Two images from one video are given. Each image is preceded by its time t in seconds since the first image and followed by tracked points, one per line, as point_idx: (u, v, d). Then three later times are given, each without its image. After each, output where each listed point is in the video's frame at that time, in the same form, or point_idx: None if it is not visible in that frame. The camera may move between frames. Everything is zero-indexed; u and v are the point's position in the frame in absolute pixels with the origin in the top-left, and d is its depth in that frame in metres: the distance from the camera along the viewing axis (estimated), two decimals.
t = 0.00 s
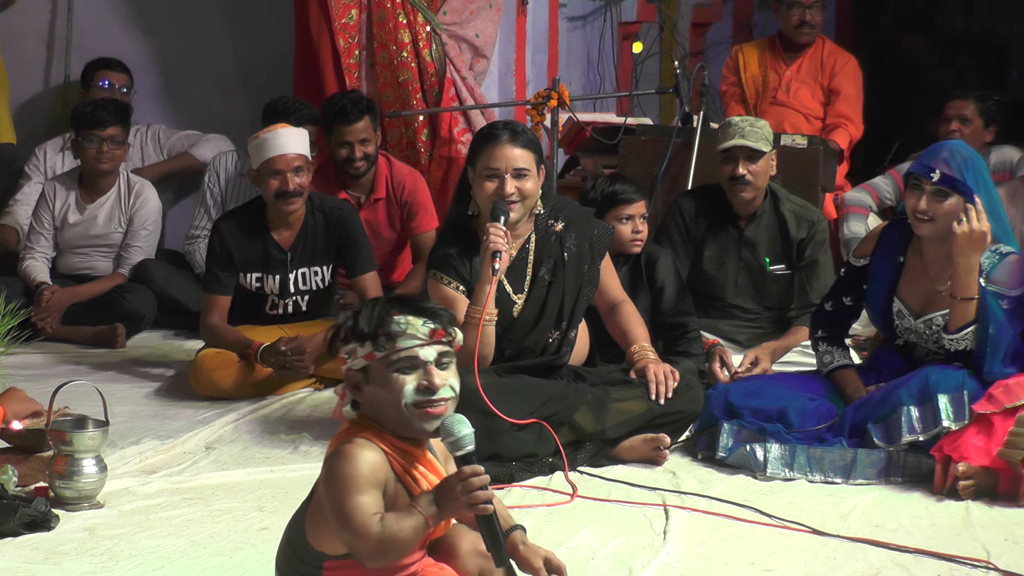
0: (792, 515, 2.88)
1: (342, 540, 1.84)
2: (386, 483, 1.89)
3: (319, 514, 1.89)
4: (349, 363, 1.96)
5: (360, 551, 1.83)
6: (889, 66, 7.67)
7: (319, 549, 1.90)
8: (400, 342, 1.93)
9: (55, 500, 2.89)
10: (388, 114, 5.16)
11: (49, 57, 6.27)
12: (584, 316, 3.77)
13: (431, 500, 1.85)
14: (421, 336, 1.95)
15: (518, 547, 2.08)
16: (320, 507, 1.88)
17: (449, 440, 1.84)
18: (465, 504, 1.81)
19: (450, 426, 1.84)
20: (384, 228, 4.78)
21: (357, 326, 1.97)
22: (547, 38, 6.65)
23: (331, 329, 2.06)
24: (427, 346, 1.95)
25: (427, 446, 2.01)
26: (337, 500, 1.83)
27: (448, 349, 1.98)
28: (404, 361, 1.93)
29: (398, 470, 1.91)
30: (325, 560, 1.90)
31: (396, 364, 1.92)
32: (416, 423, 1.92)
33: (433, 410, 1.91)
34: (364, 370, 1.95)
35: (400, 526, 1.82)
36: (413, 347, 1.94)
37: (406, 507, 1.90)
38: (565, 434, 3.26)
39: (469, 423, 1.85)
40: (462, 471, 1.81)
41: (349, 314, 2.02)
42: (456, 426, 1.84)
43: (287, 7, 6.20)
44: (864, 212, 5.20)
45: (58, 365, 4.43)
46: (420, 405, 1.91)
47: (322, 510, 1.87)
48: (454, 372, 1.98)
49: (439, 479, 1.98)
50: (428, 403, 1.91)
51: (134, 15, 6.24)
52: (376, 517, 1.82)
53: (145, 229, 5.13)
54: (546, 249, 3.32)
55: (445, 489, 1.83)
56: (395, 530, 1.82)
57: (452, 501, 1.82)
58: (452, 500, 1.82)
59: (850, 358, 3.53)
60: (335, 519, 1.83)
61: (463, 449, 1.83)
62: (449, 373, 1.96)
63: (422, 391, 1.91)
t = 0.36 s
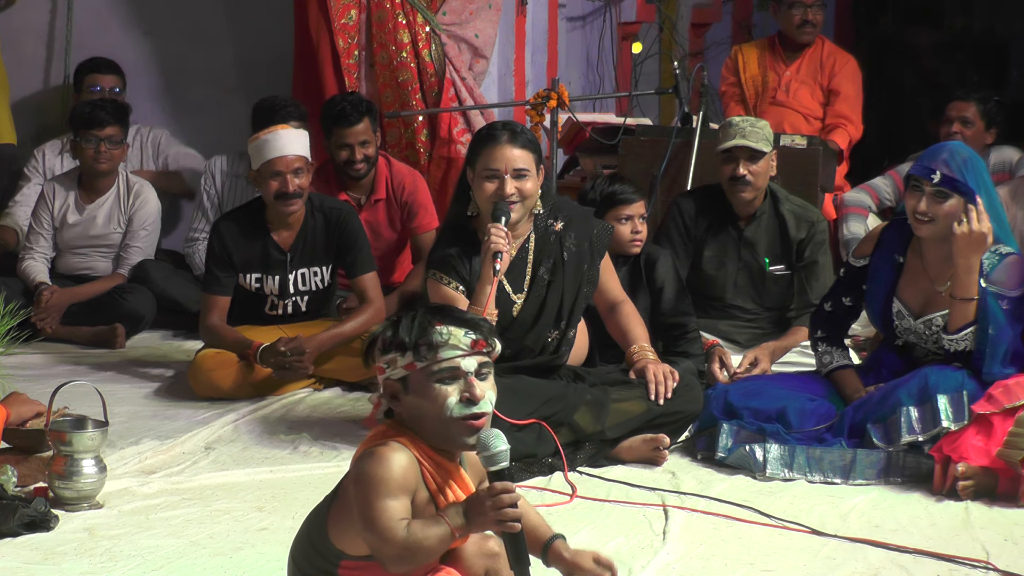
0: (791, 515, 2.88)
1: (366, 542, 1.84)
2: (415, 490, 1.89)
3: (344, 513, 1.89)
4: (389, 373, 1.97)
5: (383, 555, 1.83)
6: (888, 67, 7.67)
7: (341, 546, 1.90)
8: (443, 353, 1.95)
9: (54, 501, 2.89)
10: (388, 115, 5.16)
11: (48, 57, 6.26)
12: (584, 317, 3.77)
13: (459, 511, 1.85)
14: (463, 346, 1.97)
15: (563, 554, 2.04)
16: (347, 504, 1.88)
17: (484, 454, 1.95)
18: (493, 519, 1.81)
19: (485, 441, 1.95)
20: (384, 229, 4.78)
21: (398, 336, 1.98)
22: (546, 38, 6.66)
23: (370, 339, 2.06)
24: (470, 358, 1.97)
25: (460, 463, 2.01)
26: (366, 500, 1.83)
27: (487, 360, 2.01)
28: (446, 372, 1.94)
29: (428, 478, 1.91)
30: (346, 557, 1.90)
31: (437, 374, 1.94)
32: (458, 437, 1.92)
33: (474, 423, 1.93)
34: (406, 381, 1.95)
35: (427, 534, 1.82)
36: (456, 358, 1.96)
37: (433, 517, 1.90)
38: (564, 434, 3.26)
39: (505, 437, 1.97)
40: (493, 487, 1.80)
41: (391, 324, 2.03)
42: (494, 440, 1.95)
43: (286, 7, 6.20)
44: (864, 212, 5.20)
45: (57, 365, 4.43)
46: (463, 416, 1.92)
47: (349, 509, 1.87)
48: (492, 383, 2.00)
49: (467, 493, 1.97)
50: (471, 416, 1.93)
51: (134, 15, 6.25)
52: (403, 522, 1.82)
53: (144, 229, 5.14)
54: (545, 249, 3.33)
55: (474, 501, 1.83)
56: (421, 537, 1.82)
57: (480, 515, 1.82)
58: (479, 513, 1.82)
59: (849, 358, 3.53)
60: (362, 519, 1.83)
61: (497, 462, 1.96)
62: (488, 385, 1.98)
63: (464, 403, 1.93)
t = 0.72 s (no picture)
0: (791, 515, 2.88)
1: (373, 544, 1.85)
2: (422, 493, 1.89)
3: (350, 515, 1.89)
4: (397, 371, 1.98)
5: (389, 558, 1.83)
6: (888, 67, 7.68)
7: (347, 549, 1.90)
8: (453, 356, 1.94)
9: (54, 501, 2.89)
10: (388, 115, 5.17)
11: (47, 58, 6.24)
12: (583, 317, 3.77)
13: (466, 515, 1.85)
14: (473, 351, 1.96)
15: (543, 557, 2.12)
16: (353, 507, 1.88)
17: (491, 457, 1.85)
18: (500, 524, 1.81)
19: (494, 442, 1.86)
20: (383, 229, 4.79)
21: (408, 335, 1.98)
22: (546, 38, 6.66)
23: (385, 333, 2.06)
24: (479, 362, 1.96)
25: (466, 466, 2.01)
26: (373, 503, 1.82)
27: (495, 365, 1.99)
28: (452, 374, 1.94)
29: (434, 481, 1.91)
30: (352, 559, 1.90)
31: (444, 375, 1.94)
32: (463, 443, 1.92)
33: (477, 427, 1.92)
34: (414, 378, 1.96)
35: (434, 536, 1.83)
36: (465, 361, 1.95)
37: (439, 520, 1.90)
38: (564, 434, 3.26)
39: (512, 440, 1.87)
40: (501, 492, 1.80)
41: (405, 320, 2.03)
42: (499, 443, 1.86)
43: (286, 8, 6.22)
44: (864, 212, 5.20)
45: (57, 366, 4.43)
46: (465, 417, 1.92)
47: (356, 512, 1.87)
48: (500, 388, 1.99)
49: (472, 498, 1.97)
50: (473, 419, 1.93)
51: (135, 15, 6.27)
52: (410, 526, 1.82)
53: (144, 230, 5.13)
54: (545, 249, 3.33)
55: (480, 504, 1.83)
56: (428, 540, 1.82)
57: (486, 520, 1.82)
58: (486, 517, 1.82)
59: (849, 358, 3.53)
60: (368, 522, 1.83)
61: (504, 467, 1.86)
62: (494, 389, 1.97)
63: (466, 405, 1.93)
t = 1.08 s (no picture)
0: (791, 515, 2.88)
1: (367, 546, 1.84)
2: (416, 494, 1.89)
3: (345, 516, 1.89)
4: (391, 372, 1.97)
5: (384, 559, 1.83)
6: (888, 67, 7.67)
7: (341, 550, 1.90)
8: (449, 361, 1.94)
9: (54, 501, 2.89)
10: (387, 115, 5.17)
11: (47, 58, 6.25)
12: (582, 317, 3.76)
13: (459, 516, 1.86)
14: (469, 357, 1.95)
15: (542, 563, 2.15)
16: (348, 508, 1.88)
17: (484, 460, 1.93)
18: (494, 525, 1.82)
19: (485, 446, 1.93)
20: (381, 229, 4.79)
21: (404, 336, 1.97)
22: (546, 38, 6.67)
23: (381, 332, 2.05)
24: (475, 368, 1.95)
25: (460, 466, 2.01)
26: (367, 505, 1.82)
27: (491, 370, 1.99)
28: (446, 379, 1.93)
29: (428, 482, 1.92)
30: (347, 560, 1.90)
31: (439, 381, 1.93)
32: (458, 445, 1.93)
33: (471, 429, 1.93)
34: (409, 381, 1.95)
35: (428, 538, 1.83)
36: (461, 366, 1.95)
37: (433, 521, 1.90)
38: (564, 435, 3.25)
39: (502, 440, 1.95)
40: (494, 493, 1.82)
41: (402, 320, 2.02)
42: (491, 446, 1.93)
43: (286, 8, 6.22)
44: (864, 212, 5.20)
45: (57, 366, 4.43)
46: (459, 421, 1.93)
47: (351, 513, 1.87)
48: (494, 393, 1.99)
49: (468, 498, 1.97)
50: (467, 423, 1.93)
51: (134, 15, 6.27)
52: (405, 527, 1.82)
53: (143, 230, 5.13)
54: (545, 248, 3.33)
55: (474, 505, 1.84)
56: (423, 542, 1.82)
57: (480, 520, 1.83)
58: (480, 518, 1.83)
59: (849, 358, 3.53)
60: (362, 524, 1.83)
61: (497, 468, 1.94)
62: (488, 394, 1.97)
63: (461, 411, 1.93)
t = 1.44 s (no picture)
0: (790, 515, 2.88)
1: (362, 542, 1.85)
2: (411, 492, 1.89)
3: (339, 513, 1.89)
4: (389, 374, 1.96)
5: (379, 556, 1.83)
6: (889, 67, 7.69)
7: (336, 548, 1.91)
8: (447, 359, 1.94)
9: (53, 501, 2.89)
10: (387, 115, 5.17)
11: (47, 58, 6.25)
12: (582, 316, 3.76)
13: (455, 514, 1.84)
14: (467, 354, 1.96)
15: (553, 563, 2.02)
16: (343, 506, 1.89)
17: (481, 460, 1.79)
18: (489, 526, 1.80)
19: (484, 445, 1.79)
20: (380, 228, 4.78)
21: (401, 337, 1.97)
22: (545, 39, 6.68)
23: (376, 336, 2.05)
24: (474, 365, 1.96)
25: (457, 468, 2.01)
26: (362, 501, 1.83)
27: (488, 369, 1.99)
28: (444, 379, 1.94)
29: (424, 480, 1.91)
30: (342, 559, 1.90)
31: (436, 380, 1.93)
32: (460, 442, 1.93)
33: (470, 429, 1.93)
34: (407, 381, 1.95)
35: (423, 534, 1.82)
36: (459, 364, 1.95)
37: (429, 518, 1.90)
38: (563, 435, 3.25)
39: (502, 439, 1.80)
40: (491, 493, 1.79)
41: (398, 323, 2.02)
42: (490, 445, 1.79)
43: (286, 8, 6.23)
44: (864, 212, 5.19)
45: (57, 366, 4.43)
46: (458, 421, 1.92)
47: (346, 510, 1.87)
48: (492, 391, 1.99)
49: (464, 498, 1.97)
50: (466, 422, 1.93)
51: (134, 16, 6.27)
52: (400, 522, 1.82)
53: (142, 230, 5.13)
54: (544, 247, 3.33)
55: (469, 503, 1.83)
56: (417, 538, 1.82)
57: (474, 520, 1.81)
58: (474, 516, 1.81)
59: (849, 358, 3.53)
60: (358, 520, 1.83)
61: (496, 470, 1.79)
62: (488, 392, 1.97)
63: (460, 410, 1.93)
